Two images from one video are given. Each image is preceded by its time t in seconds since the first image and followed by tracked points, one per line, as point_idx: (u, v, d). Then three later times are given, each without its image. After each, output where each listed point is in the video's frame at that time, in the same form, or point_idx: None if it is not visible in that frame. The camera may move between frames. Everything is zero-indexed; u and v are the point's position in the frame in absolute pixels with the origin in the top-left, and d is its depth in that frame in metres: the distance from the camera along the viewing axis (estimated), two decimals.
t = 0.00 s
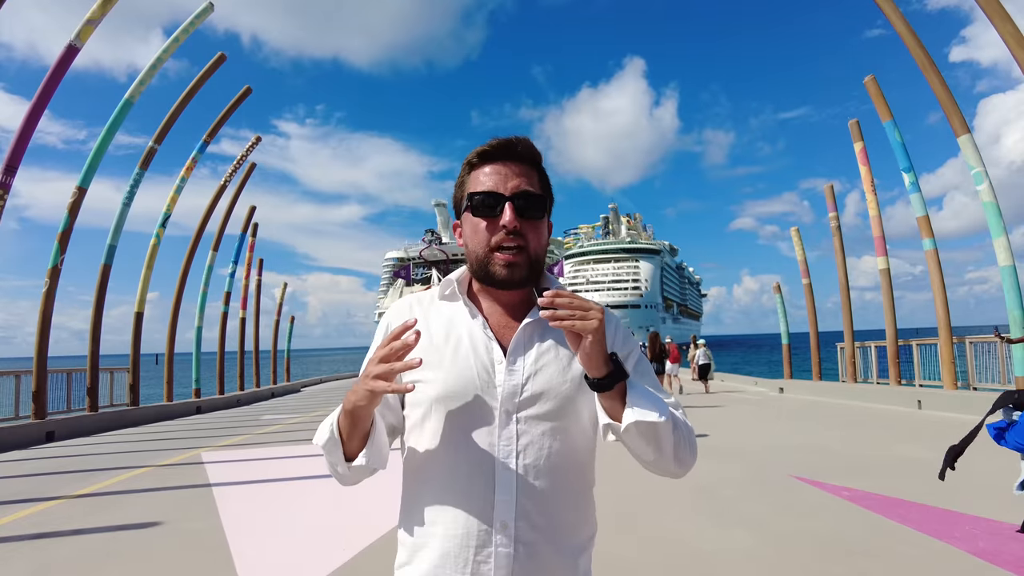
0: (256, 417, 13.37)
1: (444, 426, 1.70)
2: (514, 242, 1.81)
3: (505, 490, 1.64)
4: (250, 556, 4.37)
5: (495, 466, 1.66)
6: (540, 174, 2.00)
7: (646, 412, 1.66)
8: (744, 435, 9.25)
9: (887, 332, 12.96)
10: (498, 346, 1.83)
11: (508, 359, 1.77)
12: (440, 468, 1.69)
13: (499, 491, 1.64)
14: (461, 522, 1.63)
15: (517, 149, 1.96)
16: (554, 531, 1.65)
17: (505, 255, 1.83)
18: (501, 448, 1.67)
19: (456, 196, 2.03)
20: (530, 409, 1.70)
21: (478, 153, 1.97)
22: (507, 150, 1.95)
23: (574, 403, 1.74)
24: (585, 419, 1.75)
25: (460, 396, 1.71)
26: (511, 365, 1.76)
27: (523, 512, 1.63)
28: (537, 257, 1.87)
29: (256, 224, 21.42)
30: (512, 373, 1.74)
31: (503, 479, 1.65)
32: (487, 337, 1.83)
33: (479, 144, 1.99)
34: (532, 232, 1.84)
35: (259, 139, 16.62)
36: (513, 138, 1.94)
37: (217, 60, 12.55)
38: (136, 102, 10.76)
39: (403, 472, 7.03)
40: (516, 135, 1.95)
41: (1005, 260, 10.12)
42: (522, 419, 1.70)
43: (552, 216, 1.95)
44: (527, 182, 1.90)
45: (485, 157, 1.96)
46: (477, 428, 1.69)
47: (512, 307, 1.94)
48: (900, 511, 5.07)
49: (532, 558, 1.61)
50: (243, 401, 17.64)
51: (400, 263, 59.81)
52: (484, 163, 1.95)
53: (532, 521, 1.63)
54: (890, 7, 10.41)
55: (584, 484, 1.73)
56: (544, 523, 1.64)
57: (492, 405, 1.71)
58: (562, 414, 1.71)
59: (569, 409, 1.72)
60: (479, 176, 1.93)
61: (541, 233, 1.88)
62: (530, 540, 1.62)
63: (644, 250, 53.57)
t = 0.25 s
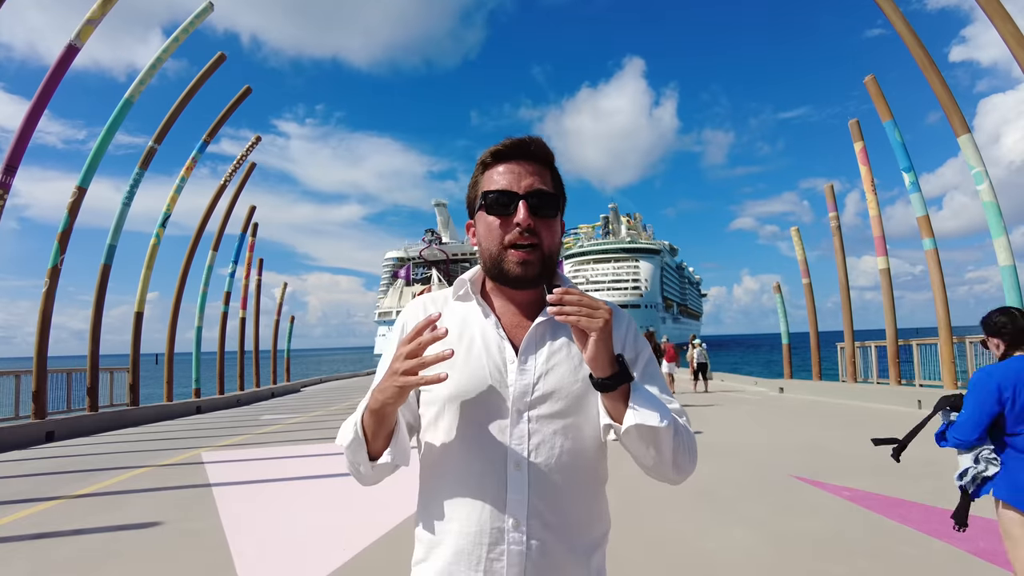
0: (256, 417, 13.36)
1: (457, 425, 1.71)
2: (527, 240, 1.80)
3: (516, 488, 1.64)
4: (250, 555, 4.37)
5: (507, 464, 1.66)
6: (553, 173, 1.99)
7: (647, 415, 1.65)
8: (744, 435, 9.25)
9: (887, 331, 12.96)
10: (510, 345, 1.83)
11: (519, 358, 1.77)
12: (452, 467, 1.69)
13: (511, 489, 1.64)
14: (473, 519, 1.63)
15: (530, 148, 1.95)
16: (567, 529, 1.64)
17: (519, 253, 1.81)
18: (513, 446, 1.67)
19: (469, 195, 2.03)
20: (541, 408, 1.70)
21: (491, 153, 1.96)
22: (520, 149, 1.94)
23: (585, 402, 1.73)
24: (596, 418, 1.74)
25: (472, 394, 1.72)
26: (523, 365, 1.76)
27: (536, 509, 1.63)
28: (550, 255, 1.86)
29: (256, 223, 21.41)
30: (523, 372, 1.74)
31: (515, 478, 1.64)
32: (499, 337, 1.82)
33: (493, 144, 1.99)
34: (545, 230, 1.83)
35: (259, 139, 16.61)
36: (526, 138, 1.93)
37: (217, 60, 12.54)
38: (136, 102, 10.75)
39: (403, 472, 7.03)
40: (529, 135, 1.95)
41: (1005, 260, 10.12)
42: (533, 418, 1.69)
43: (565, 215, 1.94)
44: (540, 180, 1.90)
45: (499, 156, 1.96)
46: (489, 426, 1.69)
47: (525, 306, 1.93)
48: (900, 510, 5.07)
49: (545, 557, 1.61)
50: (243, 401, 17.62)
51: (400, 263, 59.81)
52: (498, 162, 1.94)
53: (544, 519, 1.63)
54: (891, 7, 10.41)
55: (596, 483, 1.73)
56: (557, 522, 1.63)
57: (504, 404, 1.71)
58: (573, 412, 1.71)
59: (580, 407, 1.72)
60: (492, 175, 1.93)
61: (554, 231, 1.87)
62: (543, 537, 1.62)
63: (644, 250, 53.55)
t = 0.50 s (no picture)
0: (256, 417, 13.35)
1: (474, 426, 1.71)
2: (535, 239, 1.80)
3: (535, 488, 1.64)
4: (250, 555, 4.37)
5: (524, 466, 1.65)
6: (564, 176, 1.99)
7: (658, 416, 1.64)
8: (745, 435, 9.24)
9: (887, 332, 12.96)
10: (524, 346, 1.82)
11: (535, 359, 1.76)
12: (470, 468, 1.70)
13: (530, 488, 1.64)
14: (492, 519, 1.64)
15: (541, 151, 1.96)
16: (586, 527, 1.64)
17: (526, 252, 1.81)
18: (530, 448, 1.66)
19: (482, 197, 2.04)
20: (557, 408, 1.69)
21: (504, 155, 1.98)
22: (531, 151, 1.95)
23: (601, 401, 1.73)
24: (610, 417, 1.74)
25: (487, 397, 1.72)
26: (538, 366, 1.75)
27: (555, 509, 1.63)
28: (558, 254, 1.85)
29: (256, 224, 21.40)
30: (539, 373, 1.73)
31: (532, 479, 1.64)
32: (513, 339, 1.82)
33: (505, 147, 2.00)
34: (553, 229, 1.83)
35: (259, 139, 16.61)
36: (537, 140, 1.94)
37: (217, 61, 12.54)
38: (136, 102, 10.75)
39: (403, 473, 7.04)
40: (540, 138, 1.96)
41: (1006, 260, 10.12)
42: (549, 418, 1.69)
43: (576, 217, 1.93)
44: (551, 180, 1.90)
45: (510, 159, 1.97)
46: (505, 426, 1.69)
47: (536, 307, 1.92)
48: (901, 511, 5.07)
49: (564, 557, 1.61)
50: (243, 401, 17.60)
51: (400, 263, 59.80)
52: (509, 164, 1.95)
53: (563, 518, 1.63)
54: (891, 7, 10.41)
55: (613, 481, 1.72)
56: (576, 520, 1.64)
57: (520, 405, 1.71)
58: (588, 412, 1.69)
59: (595, 408, 1.71)
60: (503, 176, 1.94)
61: (562, 230, 1.86)
62: (563, 535, 1.62)
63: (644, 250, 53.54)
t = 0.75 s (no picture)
0: (256, 417, 13.35)
1: (482, 434, 1.71)
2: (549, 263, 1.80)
3: (541, 498, 1.64)
4: (250, 556, 4.37)
5: (531, 476, 1.66)
6: (578, 188, 1.92)
7: (664, 430, 1.62)
8: (745, 436, 9.25)
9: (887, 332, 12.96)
10: (533, 356, 1.81)
11: (542, 369, 1.75)
12: (479, 476, 1.70)
13: (536, 497, 1.64)
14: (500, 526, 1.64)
15: (554, 166, 1.88)
16: (594, 535, 1.64)
17: (540, 273, 1.81)
18: (536, 458, 1.66)
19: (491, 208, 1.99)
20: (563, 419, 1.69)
21: (513, 168, 1.91)
22: (544, 165, 1.86)
23: (608, 412, 1.71)
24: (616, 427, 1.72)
25: (494, 406, 1.72)
26: (545, 376, 1.74)
27: (561, 517, 1.63)
28: (573, 272, 1.84)
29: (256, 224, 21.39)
30: (546, 384, 1.72)
31: (538, 489, 1.64)
32: (522, 349, 1.81)
33: (515, 159, 1.91)
34: (568, 251, 1.81)
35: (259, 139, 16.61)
36: (549, 156, 1.85)
37: (217, 61, 12.54)
38: (136, 102, 10.75)
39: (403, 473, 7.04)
40: (553, 152, 1.87)
41: (1006, 260, 10.12)
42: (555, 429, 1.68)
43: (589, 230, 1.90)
44: (564, 199, 1.85)
45: (522, 174, 1.89)
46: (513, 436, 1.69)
47: (546, 318, 1.91)
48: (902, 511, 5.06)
49: (571, 567, 1.61)
50: (243, 401, 17.60)
51: (400, 264, 59.80)
52: (520, 179, 1.90)
53: (569, 528, 1.63)
54: (891, 8, 10.41)
55: (620, 489, 1.71)
56: (583, 528, 1.63)
57: (526, 415, 1.70)
58: (595, 423, 1.68)
59: (603, 418, 1.70)
60: (515, 193, 1.89)
61: (576, 249, 1.85)
62: (569, 544, 1.62)
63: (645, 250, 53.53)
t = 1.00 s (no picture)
0: (256, 418, 13.34)
1: (486, 433, 1.72)
2: (554, 262, 1.79)
3: (543, 497, 1.64)
4: (250, 555, 4.37)
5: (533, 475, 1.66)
6: (581, 188, 1.92)
7: (666, 433, 1.61)
8: (746, 435, 9.25)
9: (887, 332, 12.96)
10: (538, 357, 1.82)
11: (546, 369, 1.75)
12: (484, 473, 1.71)
13: (537, 496, 1.64)
14: (502, 524, 1.65)
15: (555, 167, 1.88)
16: (594, 535, 1.63)
17: (545, 274, 1.79)
18: (539, 457, 1.66)
19: (497, 211, 1.99)
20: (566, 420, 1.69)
21: (518, 170, 1.91)
22: (546, 167, 1.87)
23: (612, 413, 1.70)
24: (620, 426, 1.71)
25: (499, 405, 1.73)
26: (549, 376, 1.74)
27: (561, 516, 1.62)
28: (578, 272, 1.83)
29: (256, 224, 21.44)
30: (550, 384, 1.72)
31: (540, 488, 1.64)
32: (528, 350, 1.81)
33: (518, 161, 1.92)
34: (572, 251, 1.80)
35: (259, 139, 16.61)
36: (550, 156, 1.86)
37: (218, 61, 12.54)
38: (136, 102, 10.75)
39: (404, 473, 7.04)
40: (553, 152, 1.87)
41: (1006, 260, 10.12)
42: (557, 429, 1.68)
43: (593, 230, 1.89)
44: (568, 200, 1.85)
45: (525, 176, 1.90)
46: (516, 436, 1.69)
47: (552, 318, 1.91)
48: (901, 511, 5.06)
49: (572, 566, 1.61)
50: (243, 401, 17.58)
51: (400, 264, 59.82)
52: (524, 181, 1.90)
53: (570, 528, 1.62)
54: (890, 7, 10.42)
55: (624, 492, 1.70)
56: (584, 529, 1.62)
57: (529, 416, 1.71)
58: (598, 423, 1.68)
59: (606, 420, 1.69)
60: (519, 195, 1.88)
61: (581, 249, 1.83)
62: (570, 543, 1.61)
63: (645, 250, 53.52)
